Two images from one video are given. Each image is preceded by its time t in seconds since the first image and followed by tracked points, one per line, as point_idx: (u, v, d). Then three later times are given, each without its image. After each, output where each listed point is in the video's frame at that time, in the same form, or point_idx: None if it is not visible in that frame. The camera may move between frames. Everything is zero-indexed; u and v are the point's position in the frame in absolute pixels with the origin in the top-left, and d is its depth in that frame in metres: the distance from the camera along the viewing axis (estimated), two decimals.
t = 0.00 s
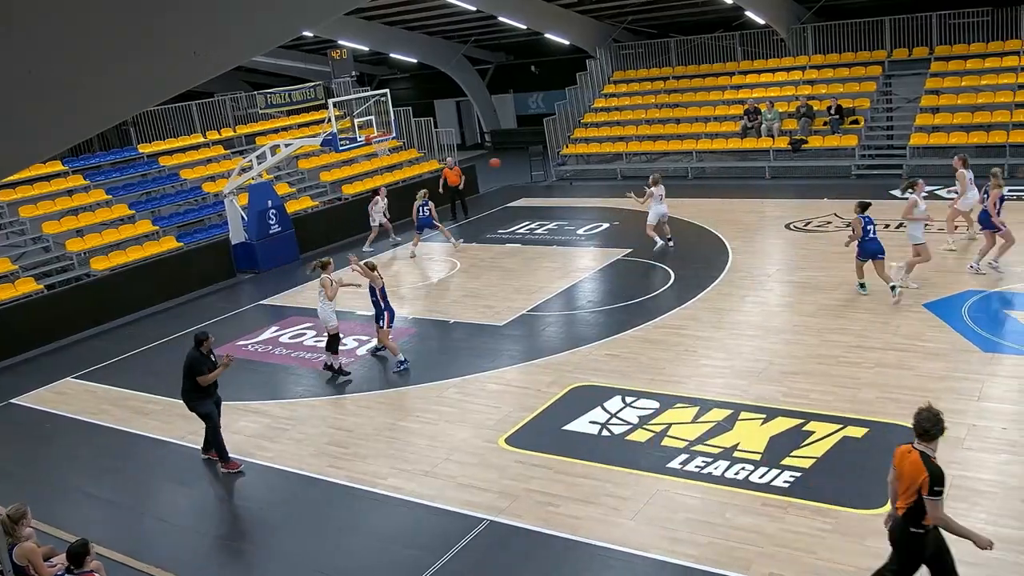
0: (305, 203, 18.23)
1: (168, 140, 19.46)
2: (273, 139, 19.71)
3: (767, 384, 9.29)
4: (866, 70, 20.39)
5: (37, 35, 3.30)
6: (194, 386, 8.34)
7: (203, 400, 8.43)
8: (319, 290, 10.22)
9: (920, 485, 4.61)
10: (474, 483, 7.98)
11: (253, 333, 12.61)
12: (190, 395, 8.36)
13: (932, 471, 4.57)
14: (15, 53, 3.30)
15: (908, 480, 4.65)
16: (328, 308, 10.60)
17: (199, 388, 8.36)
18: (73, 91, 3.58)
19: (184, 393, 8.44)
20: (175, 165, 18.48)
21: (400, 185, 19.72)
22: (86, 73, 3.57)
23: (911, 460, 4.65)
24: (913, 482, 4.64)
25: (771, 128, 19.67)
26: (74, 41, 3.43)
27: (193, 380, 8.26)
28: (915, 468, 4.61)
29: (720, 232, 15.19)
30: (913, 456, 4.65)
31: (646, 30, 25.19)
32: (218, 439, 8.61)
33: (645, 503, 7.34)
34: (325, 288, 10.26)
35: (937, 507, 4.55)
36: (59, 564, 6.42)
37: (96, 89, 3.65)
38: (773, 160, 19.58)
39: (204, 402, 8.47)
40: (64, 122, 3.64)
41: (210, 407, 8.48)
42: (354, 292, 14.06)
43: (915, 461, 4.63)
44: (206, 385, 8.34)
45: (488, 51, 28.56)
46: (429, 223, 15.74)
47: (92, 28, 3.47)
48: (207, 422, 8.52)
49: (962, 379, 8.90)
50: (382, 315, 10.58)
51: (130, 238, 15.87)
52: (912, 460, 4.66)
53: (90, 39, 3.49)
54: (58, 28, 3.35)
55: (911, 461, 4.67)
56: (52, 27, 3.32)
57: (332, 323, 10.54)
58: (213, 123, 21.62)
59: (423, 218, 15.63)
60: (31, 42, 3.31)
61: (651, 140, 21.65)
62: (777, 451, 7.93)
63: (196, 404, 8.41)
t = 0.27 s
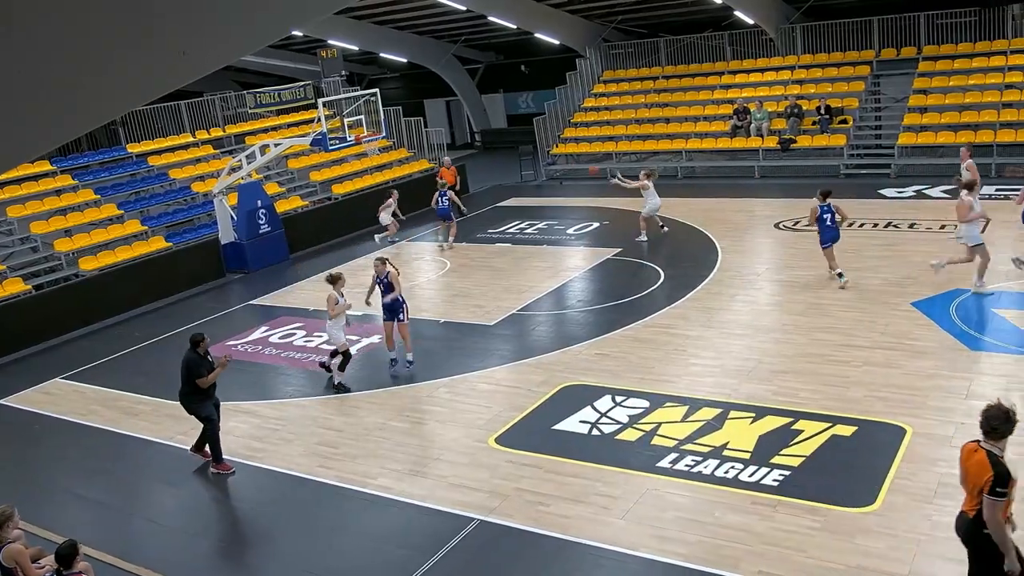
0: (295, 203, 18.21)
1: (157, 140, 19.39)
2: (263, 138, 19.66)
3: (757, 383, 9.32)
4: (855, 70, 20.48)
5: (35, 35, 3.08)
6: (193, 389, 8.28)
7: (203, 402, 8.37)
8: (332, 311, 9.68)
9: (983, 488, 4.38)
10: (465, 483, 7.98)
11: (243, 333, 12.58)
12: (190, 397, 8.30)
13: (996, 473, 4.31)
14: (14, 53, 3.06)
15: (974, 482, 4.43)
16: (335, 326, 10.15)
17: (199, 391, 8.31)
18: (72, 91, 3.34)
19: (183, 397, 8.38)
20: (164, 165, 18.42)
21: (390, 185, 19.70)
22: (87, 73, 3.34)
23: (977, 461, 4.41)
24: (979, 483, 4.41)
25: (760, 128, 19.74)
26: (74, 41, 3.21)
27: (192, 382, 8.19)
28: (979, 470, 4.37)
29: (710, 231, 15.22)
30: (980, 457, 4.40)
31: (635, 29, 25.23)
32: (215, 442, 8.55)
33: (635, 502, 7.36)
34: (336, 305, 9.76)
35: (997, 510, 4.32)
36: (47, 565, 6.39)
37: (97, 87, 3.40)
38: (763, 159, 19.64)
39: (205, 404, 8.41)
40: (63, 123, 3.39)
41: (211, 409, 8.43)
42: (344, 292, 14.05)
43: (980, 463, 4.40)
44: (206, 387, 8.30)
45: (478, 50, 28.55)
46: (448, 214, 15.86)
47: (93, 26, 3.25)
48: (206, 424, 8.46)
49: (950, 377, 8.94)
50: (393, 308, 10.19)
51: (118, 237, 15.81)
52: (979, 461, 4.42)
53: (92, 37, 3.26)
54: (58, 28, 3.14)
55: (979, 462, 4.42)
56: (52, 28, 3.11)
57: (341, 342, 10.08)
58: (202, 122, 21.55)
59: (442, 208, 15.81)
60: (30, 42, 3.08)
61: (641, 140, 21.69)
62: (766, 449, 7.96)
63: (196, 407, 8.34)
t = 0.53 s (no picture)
0: (290, 203, 18.19)
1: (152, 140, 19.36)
2: (258, 139, 19.64)
3: (752, 382, 9.32)
4: (849, 70, 20.51)
5: (36, 34, 3.04)
6: (192, 389, 8.26)
7: (201, 402, 8.35)
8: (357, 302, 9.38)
9: None
10: (460, 482, 7.98)
11: (238, 334, 12.56)
12: (187, 397, 8.27)
13: None
14: (13, 52, 3.02)
15: None
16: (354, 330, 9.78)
17: (198, 390, 8.28)
18: (72, 90, 3.25)
19: (180, 397, 8.34)
20: (159, 165, 18.39)
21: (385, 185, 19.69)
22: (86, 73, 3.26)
23: None
24: None
25: (755, 128, 19.76)
26: (74, 40, 3.18)
27: (193, 382, 8.18)
28: None
29: (705, 231, 15.23)
30: None
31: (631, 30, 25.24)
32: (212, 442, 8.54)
33: (630, 501, 7.36)
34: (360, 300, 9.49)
35: None
36: (41, 566, 6.37)
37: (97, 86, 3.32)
38: (758, 159, 19.66)
39: (204, 404, 8.38)
40: (63, 123, 3.27)
41: (209, 409, 8.41)
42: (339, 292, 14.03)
43: None
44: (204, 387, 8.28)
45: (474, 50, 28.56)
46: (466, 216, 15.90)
47: (92, 26, 3.23)
48: (203, 424, 8.44)
49: (944, 376, 8.96)
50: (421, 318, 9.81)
51: (113, 238, 15.79)
52: None
53: (90, 36, 3.24)
54: (57, 28, 3.11)
55: None
56: (52, 28, 3.09)
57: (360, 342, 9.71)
58: (197, 123, 21.52)
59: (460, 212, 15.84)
60: (30, 41, 3.04)
61: (636, 140, 21.70)
62: (761, 449, 7.96)
63: (194, 406, 8.31)
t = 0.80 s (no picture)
0: (293, 203, 18.21)
1: (155, 140, 19.39)
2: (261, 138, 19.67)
3: (755, 382, 9.32)
4: (853, 70, 20.49)
5: (36, 36, 3.04)
6: (193, 387, 8.26)
7: (201, 401, 8.35)
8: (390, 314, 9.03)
9: None
10: (462, 482, 7.99)
11: (240, 333, 12.58)
12: (188, 395, 8.26)
13: None
14: (13, 53, 3.02)
15: None
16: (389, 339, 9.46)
17: (200, 390, 8.29)
18: (72, 91, 3.29)
19: (181, 395, 8.34)
20: (162, 165, 18.41)
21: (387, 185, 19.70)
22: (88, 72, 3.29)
23: None
24: None
25: (758, 128, 19.75)
26: (74, 41, 3.17)
27: (195, 380, 8.18)
28: None
29: (708, 231, 15.22)
30: None
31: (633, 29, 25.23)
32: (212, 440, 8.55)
33: (633, 501, 7.36)
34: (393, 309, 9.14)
35: None
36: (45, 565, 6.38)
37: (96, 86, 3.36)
38: (761, 159, 19.64)
39: (205, 403, 8.39)
40: (63, 123, 3.33)
41: (210, 408, 8.42)
42: (342, 292, 14.04)
43: None
44: (206, 386, 8.29)
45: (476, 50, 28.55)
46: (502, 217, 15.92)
47: (94, 23, 3.21)
48: (203, 423, 8.45)
49: (948, 376, 8.95)
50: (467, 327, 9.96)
51: (116, 237, 15.81)
52: None
53: (92, 34, 3.23)
54: (58, 28, 3.10)
55: None
56: (52, 28, 3.07)
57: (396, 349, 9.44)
58: (200, 122, 21.55)
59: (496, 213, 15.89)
60: (31, 43, 3.04)
61: (638, 140, 21.69)
62: (764, 449, 7.96)
63: (195, 405, 8.32)
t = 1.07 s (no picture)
0: (289, 203, 18.19)
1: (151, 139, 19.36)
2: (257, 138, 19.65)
3: (751, 382, 9.33)
4: (849, 70, 20.52)
5: (21, 31, 3.11)
6: (185, 385, 8.25)
7: (193, 399, 8.35)
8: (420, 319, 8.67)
9: None
10: (459, 482, 7.99)
11: (236, 333, 12.57)
12: (180, 393, 8.25)
13: None
14: None
15: None
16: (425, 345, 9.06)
17: (192, 388, 8.29)
18: (60, 89, 3.33)
19: (172, 392, 8.33)
20: (157, 165, 18.38)
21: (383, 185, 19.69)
22: (72, 68, 3.33)
23: None
24: None
25: (754, 128, 19.77)
26: (59, 39, 3.23)
27: (188, 378, 8.17)
28: None
29: (704, 231, 15.24)
30: None
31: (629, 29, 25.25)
32: (202, 438, 8.54)
33: (629, 501, 7.37)
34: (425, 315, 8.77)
35: None
36: (40, 565, 6.37)
37: (79, 81, 3.38)
38: (756, 159, 19.65)
39: (196, 401, 8.39)
40: (47, 120, 3.35)
41: (201, 407, 8.42)
42: (338, 292, 14.02)
43: None
44: (198, 384, 8.28)
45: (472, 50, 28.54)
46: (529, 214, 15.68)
47: (79, 18, 3.27)
48: (194, 421, 8.43)
49: (944, 376, 8.96)
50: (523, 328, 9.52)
51: (112, 237, 15.79)
52: None
53: (78, 30, 3.29)
54: (42, 26, 3.16)
55: None
56: (36, 25, 3.14)
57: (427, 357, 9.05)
58: (196, 122, 21.52)
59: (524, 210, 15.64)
60: (16, 38, 3.11)
61: (634, 140, 21.69)
62: (760, 449, 7.97)
63: (187, 403, 8.31)
